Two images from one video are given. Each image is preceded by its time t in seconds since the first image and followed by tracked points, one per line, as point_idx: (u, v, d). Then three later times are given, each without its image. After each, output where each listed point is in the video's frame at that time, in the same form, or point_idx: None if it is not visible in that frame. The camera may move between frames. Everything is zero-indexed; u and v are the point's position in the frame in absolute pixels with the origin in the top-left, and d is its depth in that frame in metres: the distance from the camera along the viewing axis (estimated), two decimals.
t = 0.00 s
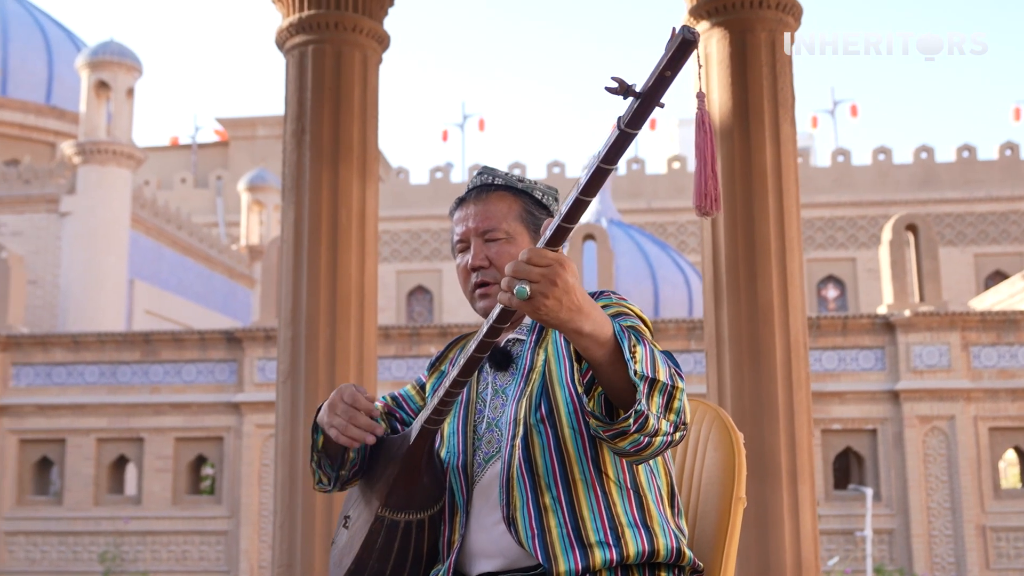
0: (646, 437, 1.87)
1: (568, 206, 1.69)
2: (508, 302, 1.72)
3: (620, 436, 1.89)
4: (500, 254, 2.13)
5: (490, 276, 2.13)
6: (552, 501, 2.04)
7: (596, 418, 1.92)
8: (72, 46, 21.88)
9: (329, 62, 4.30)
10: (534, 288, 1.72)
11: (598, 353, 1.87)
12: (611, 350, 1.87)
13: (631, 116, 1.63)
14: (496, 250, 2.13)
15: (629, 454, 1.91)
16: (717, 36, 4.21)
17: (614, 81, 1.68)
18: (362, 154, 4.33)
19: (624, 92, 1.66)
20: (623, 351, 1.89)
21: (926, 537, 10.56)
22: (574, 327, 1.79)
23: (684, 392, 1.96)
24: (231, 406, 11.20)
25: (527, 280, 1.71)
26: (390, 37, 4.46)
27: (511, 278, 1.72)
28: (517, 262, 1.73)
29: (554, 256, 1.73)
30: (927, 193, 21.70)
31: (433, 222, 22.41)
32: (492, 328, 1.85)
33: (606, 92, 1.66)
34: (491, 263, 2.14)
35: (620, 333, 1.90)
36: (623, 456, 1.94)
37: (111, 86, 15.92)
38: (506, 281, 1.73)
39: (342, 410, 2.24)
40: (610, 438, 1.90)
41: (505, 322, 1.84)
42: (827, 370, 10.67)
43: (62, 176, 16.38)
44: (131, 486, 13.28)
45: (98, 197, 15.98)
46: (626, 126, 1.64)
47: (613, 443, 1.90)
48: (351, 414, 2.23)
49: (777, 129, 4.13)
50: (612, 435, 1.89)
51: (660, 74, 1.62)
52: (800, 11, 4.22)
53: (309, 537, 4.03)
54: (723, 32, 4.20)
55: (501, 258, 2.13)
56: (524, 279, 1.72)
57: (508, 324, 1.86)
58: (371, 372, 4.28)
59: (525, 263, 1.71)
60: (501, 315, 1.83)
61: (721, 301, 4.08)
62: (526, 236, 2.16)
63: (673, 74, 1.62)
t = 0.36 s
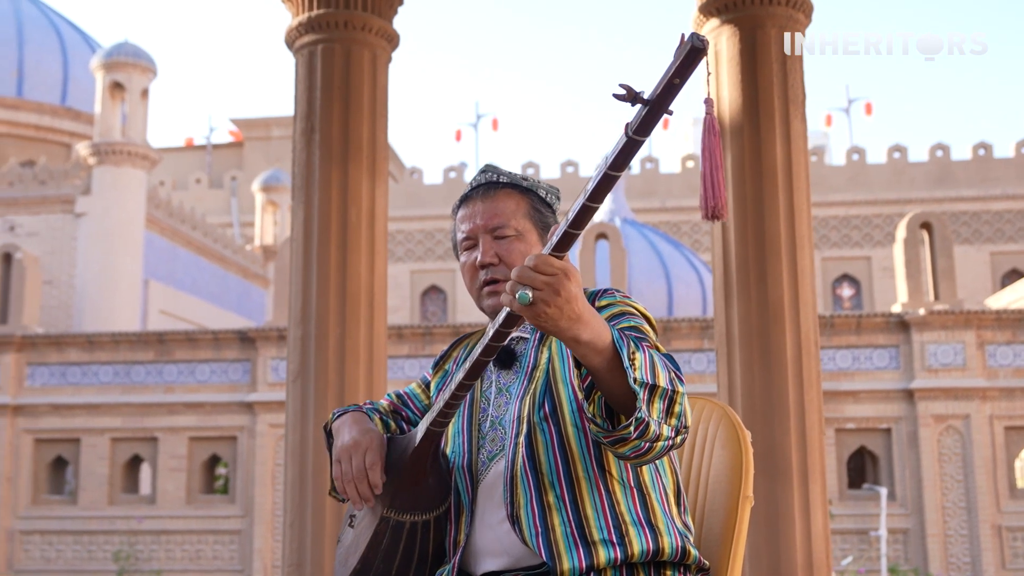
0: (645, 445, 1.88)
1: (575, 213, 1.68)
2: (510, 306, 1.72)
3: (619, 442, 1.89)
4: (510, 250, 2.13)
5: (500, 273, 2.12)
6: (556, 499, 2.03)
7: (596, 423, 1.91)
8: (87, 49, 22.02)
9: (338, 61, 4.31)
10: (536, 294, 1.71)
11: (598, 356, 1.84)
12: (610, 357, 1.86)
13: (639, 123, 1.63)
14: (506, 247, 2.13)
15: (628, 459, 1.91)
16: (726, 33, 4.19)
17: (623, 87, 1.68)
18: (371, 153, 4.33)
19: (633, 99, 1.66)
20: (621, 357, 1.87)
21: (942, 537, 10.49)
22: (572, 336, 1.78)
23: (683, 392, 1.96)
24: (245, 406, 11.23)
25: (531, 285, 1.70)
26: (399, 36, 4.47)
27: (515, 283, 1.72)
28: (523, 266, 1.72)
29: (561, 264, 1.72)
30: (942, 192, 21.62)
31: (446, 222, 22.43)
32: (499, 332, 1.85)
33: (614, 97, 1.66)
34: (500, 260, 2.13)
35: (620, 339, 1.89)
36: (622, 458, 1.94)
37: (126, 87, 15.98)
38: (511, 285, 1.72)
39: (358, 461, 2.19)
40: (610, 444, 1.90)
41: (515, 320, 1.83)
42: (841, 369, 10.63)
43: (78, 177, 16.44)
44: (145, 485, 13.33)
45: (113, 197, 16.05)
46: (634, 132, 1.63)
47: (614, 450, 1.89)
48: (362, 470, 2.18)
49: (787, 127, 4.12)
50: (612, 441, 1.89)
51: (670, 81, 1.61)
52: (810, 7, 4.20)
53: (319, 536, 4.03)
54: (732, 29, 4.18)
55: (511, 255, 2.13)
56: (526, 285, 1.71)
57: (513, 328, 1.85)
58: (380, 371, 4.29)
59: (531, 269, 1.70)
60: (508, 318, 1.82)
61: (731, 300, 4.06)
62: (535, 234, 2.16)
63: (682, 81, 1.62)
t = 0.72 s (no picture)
0: (631, 480, 1.86)
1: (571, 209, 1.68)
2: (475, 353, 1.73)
3: (600, 478, 1.87)
4: (517, 248, 2.12)
5: (506, 272, 2.11)
6: (561, 497, 2.02)
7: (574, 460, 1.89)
8: (100, 50, 22.12)
9: (346, 61, 4.30)
10: (500, 341, 1.71)
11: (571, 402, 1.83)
12: (584, 395, 1.84)
13: (633, 119, 1.62)
14: (512, 244, 2.12)
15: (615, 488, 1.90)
16: (736, 30, 4.18)
17: (614, 84, 1.67)
18: (380, 152, 4.33)
19: (624, 95, 1.65)
20: (594, 396, 1.84)
21: (956, 537, 10.44)
22: (543, 380, 1.78)
23: (683, 418, 1.92)
24: (256, 406, 11.24)
25: (494, 333, 1.70)
26: (407, 35, 4.46)
27: (479, 330, 1.72)
28: (486, 314, 1.73)
29: (521, 311, 1.72)
30: (957, 190, 21.51)
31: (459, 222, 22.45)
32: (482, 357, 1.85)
33: (607, 93, 1.65)
34: (507, 257, 2.12)
35: (593, 376, 1.85)
36: (608, 486, 1.92)
37: (139, 88, 16.03)
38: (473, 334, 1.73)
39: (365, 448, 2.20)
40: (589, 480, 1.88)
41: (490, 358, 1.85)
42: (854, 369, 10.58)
43: (91, 178, 16.49)
44: (159, 484, 13.41)
45: (127, 198, 16.11)
46: (628, 128, 1.62)
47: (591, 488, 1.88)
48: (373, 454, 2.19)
49: (798, 125, 4.09)
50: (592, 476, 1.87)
51: (662, 77, 1.59)
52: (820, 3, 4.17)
53: (328, 537, 4.03)
54: (742, 26, 4.17)
55: (517, 253, 2.12)
56: (491, 332, 1.72)
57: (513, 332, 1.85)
58: (389, 372, 4.28)
59: (493, 318, 1.71)
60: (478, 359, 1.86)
61: (741, 300, 4.04)
62: (542, 231, 2.15)
63: (674, 76, 1.60)
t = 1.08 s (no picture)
0: (634, 476, 1.85)
1: (569, 202, 1.67)
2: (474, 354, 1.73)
3: (604, 474, 1.86)
4: (524, 243, 2.11)
5: (513, 266, 2.10)
6: (567, 496, 2.01)
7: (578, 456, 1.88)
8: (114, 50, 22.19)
9: (355, 59, 4.30)
10: (498, 341, 1.71)
11: (575, 398, 1.83)
12: (585, 390, 1.83)
13: (629, 109, 1.62)
14: (519, 239, 2.11)
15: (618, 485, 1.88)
16: (745, 26, 4.17)
17: (609, 74, 1.66)
18: (388, 150, 4.32)
19: (620, 84, 1.64)
20: (596, 392, 1.83)
21: (971, 537, 10.39)
22: (543, 378, 1.78)
23: (690, 415, 1.90)
24: (269, 405, 11.25)
25: (492, 334, 1.71)
26: (417, 34, 4.46)
27: (476, 332, 1.73)
28: (482, 316, 1.73)
29: (518, 310, 1.72)
30: (972, 188, 21.39)
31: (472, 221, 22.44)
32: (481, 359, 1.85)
33: (603, 83, 1.64)
34: (514, 252, 2.11)
35: (594, 373, 1.84)
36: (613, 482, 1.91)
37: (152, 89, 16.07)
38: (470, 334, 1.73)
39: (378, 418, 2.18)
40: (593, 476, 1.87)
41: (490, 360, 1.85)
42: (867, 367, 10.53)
43: (105, 178, 16.53)
44: (172, 483, 13.45)
45: (140, 198, 16.16)
46: (624, 118, 1.63)
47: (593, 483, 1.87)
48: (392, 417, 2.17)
49: (808, 122, 4.06)
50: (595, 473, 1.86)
51: (657, 66, 1.59)
52: None
53: (337, 536, 4.02)
54: (752, 22, 4.15)
55: (525, 248, 2.10)
56: (488, 333, 1.72)
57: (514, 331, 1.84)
58: (398, 370, 4.27)
59: (490, 318, 1.71)
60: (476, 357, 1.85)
61: (751, 297, 4.01)
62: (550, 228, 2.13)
63: (669, 65, 1.60)
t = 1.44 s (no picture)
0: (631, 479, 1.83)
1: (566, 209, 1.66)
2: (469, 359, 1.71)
3: (602, 480, 1.84)
4: (527, 239, 2.10)
5: (515, 263, 2.09)
6: (567, 497, 2.00)
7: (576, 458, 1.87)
8: (127, 51, 22.29)
9: (361, 58, 4.30)
10: (496, 346, 1.70)
11: (572, 399, 1.82)
12: (583, 395, 1.82)
13: (626, 114, 1.61)
14: (522, 236, 2.10)
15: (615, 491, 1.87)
16: (752, 23, 4.15)
17: (605, 78, 1.65)
18: (395, 149, 4.32)
19: (616, 89, 1.63)
20: (594, 396, 1.82)
21: (984, 537, 10.33)
22: (540, 382, 1.77)
23: (690, 416, 1.89)
24: (280, 405, 11.27)
25: (488, 339, 1.69)
26: (423, 33, 4.45)
27: (473, 335, 1.71)
28: (478, 320, 1.71)
29: (516, 316, 1.70)
30: (986, 186, 21.28)
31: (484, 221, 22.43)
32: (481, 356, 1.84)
33: (599, 87, 1.63)
34: (517, 248, 2.10)
35: (592, 376, 1.83)
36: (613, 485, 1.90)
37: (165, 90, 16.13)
38: (467, 338, 1.72)
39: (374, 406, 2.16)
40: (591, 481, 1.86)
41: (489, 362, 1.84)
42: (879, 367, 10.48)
43: (118, 179, 16.58)
44: (185, 483, 13.49)
45: (153, 199, 16.21)
46: (620, 124, 1.61)
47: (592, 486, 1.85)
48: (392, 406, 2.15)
49: (816, 119, 4.04)
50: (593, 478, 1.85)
51: (653, 71, 1.58)
52: None
53: (344, 536, 4.01)
54: (759, 20, 4.13)
55: (527, 244, 2.10)
56: (485, 338, 1.70)
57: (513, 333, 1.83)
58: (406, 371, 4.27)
59: (487, 323, 1.69)
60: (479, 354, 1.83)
61: (759, 295, 3.99)
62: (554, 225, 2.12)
63: (666, 70, 1.58)
